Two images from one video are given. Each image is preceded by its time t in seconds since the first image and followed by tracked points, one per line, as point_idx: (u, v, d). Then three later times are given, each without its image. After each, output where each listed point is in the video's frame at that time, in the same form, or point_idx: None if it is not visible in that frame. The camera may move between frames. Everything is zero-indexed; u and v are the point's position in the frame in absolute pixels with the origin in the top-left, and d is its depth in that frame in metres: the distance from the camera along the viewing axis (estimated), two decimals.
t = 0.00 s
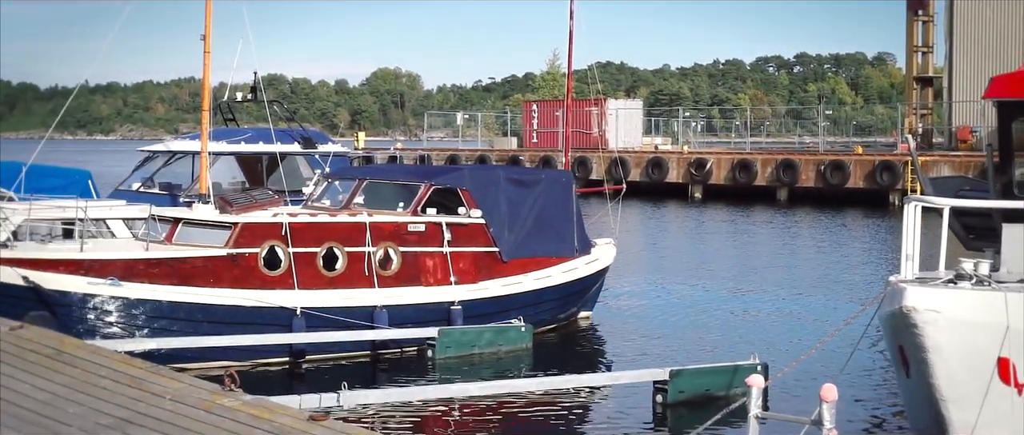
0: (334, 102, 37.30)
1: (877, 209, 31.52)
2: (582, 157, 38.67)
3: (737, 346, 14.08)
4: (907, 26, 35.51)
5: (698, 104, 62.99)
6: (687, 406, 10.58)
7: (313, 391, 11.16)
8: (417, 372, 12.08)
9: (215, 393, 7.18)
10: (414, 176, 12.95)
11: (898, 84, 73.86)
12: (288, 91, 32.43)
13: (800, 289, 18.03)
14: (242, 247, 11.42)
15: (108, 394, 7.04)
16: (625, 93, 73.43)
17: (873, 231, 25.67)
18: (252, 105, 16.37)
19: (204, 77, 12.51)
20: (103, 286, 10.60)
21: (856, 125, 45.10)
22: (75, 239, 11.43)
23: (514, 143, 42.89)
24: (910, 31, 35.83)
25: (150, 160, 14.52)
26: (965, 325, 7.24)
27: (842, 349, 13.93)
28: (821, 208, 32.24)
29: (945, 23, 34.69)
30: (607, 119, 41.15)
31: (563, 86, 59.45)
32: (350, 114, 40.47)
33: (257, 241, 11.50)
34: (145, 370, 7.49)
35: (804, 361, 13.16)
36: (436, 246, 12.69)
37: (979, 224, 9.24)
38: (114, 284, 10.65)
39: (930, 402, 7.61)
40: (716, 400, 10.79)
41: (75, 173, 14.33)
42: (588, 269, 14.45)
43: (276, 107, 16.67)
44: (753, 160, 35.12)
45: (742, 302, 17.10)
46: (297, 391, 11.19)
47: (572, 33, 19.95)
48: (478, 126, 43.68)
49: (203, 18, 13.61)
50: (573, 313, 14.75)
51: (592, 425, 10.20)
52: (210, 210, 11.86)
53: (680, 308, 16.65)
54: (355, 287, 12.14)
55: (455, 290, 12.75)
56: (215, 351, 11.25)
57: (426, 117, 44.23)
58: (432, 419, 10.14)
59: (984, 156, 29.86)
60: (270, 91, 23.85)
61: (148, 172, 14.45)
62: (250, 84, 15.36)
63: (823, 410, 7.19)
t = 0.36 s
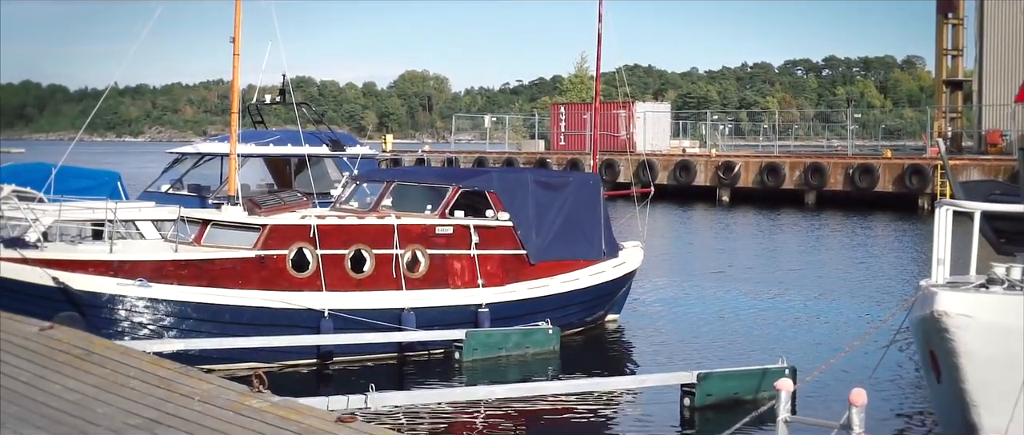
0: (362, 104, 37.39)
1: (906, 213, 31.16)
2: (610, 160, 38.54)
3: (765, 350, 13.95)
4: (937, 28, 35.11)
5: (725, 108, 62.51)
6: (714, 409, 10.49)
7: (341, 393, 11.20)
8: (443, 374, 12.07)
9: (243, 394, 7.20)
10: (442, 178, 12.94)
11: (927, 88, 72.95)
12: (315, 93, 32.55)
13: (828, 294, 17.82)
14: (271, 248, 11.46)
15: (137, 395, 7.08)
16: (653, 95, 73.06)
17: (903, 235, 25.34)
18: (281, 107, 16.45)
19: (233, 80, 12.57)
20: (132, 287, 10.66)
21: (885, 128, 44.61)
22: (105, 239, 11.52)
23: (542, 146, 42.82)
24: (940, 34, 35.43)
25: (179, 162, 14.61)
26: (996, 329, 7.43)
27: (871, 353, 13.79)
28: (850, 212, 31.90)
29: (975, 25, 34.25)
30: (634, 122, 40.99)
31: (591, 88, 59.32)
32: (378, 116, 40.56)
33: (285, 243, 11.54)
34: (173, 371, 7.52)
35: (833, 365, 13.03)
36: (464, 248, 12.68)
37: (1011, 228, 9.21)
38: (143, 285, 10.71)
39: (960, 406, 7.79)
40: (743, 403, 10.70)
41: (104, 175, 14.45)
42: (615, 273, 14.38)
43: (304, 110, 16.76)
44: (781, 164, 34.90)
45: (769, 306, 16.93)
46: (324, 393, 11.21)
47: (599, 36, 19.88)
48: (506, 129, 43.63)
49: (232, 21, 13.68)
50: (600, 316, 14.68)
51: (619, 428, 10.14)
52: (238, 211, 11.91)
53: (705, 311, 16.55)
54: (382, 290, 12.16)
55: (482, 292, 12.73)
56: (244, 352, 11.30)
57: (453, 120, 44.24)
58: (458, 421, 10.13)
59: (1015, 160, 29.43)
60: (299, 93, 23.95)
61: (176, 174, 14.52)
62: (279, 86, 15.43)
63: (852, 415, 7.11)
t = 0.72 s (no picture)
0: (394, 110, 37.59)
1: (940, 219, 30.73)
2: (642, 166, 38.41)
3: (799, 357, 13.76)
4: (971, 32, 34.64)
5: (757, 113, 62.10)
6: (748, 417, 10.33)
7: (374, 399, 11.19)
8: (476, 382, 12.01)
9: (276, 400, 7.19)
10: (474, 185, 12.92)
11: (961, 93, 72.04)
12: (348, 100, 32.80)
13: (862, 300, 17.56)
14: (304, 255, 11.49)
15: (171, 401, 7.09)
16: (685, 101, 72.74)
17: (939, 240, 24.94)
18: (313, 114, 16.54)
19: (266, 87, 12.63)
20: (166, 293, 10.72)
21: (919, 134, 44.06)
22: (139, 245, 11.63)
23: (574, 152, 42.78)
24: (973, 38, 34.97)
25: (212, 169, 14.70)
26: None
27: (907, 359, 13.57)
28: (884, 218, 31.49)
29: (1010, 29, 33.88)
30: (666, 128, 40.84)
31: (622, 94, 59.22)
32: (410, 123, 40.78)
33: (318, 249, 11.56)
34: (207, 377, 7.54)
35: (868, 372, 12.84)
36: (497, 255, 12.63)
37: None
38: (176, 291, 10.78)
39: (998, 413, 7.95)
40: (777, 411, 10.51)
41: (137, 180, 14.57)
42: (648, 279, 14.29)
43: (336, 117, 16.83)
44: (814, 169, 34.51)
45: (802, 312, 16.71)
46: (357, 400, 11.20)
47: (631, 40, 19.79)
48: (538, 135, 43.66)
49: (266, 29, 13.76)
50: (633, 323, 14.56)
51: None
52: (271, 218, 11.93)
53: (736, 318, 16.38)
54: (415, 296, 12.13)
55: (515, 299, 12.66)
56: (277, 359, 11.31)
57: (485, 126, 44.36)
58: (490, 429, 10.03)
59: None
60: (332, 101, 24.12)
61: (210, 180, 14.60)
62: (312, 92, 15.50)
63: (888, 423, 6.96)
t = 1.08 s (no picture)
0: (448, 125, 37.75)
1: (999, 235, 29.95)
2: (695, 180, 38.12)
3: (856, 374, 13.45)
4: None
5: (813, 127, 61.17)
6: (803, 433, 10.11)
7: (427, 414, 11.18)
8: (530, 397, 11.94)
9: (330, 414, 7.17)
10: (528, 199, 12.88)
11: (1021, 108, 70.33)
12: (402, 115, 33.04)
13: (920, 316, 17.15)
14: (358, 269, 11.54)
15: (226, 415, 7.13)
16: (740, 115, 72.00)
17: (1001, 256, 24.29)
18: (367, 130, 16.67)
19: (322, 103, 12.75)
20: (222, 308, 10.83)
21: (978, 149, 43.08)
22: (195, 261, 11.79)
23: (628, 167, 42.57)
24: None
25: (267, 184, 14.89)
26: None
27: (966, 376, 13.22)
28: (941, 233, 30.80)
29: None
30: (720, 143, 40.49)
31: (676, 108, 58.90)
32: (463, 138, 40.93)
33: (373, 264, 11.61)
34: (262, 391, 7.57)
35: (928, 388, 12.52)
36: (550, 269, 12.59)
37: None
38: (232, 306, 10.88)
39: None
40: (833, 427, 10.29)
41: (194, 197, 14.76)
42: (703, 294, 14.14)
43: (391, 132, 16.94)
44: (870, 184, 33.84)
45: (859, 328, 16.37)
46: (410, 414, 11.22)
47: (686, 54, 19.66)
48: (591, 150, 43.54)
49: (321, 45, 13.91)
50: (688, 338, 14.40)
51: None
52: (326, 232, 12.00)
53: (789, 333, 16.11)
54: (468, 311, 12.13)
55: (569, 314, 12.60)
56: (332, 373, 11.37)
57: (538, 141, 44.35)
58: None
59: None
60: (386, 117, 24.29)
61: (265, 196, 14.79)
62: (366, 108, 15.62)
63: None
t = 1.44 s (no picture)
0: (495, 127, 37.72)
1: None
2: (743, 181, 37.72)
3: (909, 377, 13.19)
4: None
5: (864, 127, 60.15)
6: None
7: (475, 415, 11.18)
8: (578, 399, 11.88)
9: (378, 415, 7.17)
10: (575, 200, 12.80)
11: None
12: (449, 117, 33.11)
13: (974, 317, 16.80)
14: (406, 271, 11.56)
15: (276, 415, 7.16)
16: (789, 115, 71.02)
17: None
18: (414, 131, 16.71)
19: (369, 104, 12.82)
20: (271, 309, 10.91)
21: None
22: (244, 262, 11.91)
23: (675, 168, 42.25)
24: None
25: (315, 186, 14.99)
26: None
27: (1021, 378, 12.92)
28: (993, 234, 30.11)
29: None
30: (769, 143, 40.01)
31: (724, 109, 58.27)
32: (510, 139, 40.91)
33: (420, 265, 11.62)
34: (310, 392, 7.61)
35: (984, 392, 12.24)
36: (598, 270, 12.51)
37: None
38: (281, 307, 10.96)
39: None
40: (884, 430, 10.12)
41: (243, 199, 14.89)
42: (750, 296, 14.02)
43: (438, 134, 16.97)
44: (919, 185, 33.22)
45: (911, 330, 16.08)
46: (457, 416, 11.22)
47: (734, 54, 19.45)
48: (638, 151, 43.25)
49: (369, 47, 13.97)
50: (736, 340, 14.24)
51: None
52: (374, 234, 12.03)
53: (837, 334, 15.87)
54: (516, 312, 12.10)
55: (616, 315, 12.52)
56: (380, 374, 11.41)
57: (586, 142, 44.16)
58: None
59: None
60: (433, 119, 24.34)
61: (313, 197, 14.88)
62: (413, 109, 15.67)
63: None
